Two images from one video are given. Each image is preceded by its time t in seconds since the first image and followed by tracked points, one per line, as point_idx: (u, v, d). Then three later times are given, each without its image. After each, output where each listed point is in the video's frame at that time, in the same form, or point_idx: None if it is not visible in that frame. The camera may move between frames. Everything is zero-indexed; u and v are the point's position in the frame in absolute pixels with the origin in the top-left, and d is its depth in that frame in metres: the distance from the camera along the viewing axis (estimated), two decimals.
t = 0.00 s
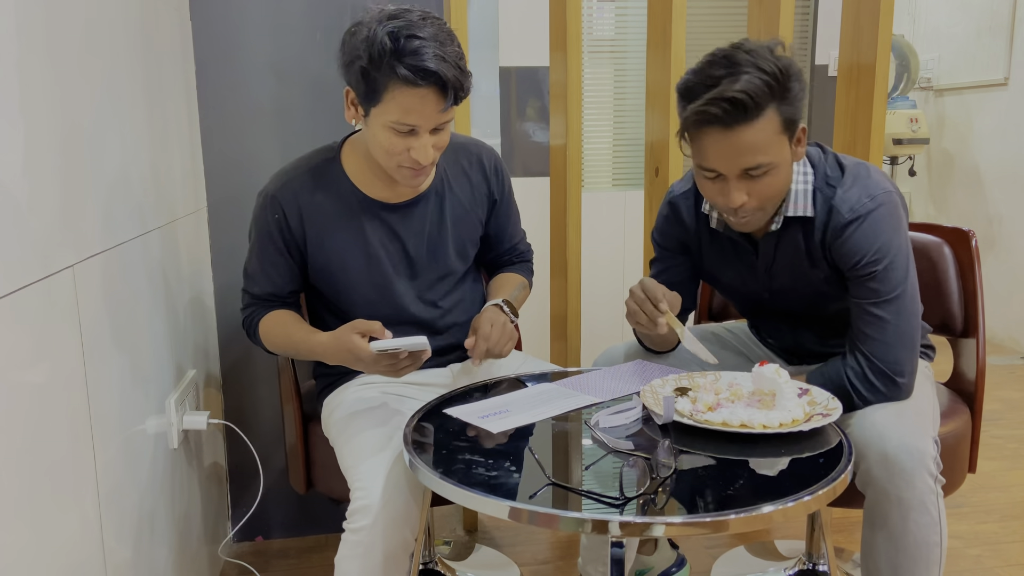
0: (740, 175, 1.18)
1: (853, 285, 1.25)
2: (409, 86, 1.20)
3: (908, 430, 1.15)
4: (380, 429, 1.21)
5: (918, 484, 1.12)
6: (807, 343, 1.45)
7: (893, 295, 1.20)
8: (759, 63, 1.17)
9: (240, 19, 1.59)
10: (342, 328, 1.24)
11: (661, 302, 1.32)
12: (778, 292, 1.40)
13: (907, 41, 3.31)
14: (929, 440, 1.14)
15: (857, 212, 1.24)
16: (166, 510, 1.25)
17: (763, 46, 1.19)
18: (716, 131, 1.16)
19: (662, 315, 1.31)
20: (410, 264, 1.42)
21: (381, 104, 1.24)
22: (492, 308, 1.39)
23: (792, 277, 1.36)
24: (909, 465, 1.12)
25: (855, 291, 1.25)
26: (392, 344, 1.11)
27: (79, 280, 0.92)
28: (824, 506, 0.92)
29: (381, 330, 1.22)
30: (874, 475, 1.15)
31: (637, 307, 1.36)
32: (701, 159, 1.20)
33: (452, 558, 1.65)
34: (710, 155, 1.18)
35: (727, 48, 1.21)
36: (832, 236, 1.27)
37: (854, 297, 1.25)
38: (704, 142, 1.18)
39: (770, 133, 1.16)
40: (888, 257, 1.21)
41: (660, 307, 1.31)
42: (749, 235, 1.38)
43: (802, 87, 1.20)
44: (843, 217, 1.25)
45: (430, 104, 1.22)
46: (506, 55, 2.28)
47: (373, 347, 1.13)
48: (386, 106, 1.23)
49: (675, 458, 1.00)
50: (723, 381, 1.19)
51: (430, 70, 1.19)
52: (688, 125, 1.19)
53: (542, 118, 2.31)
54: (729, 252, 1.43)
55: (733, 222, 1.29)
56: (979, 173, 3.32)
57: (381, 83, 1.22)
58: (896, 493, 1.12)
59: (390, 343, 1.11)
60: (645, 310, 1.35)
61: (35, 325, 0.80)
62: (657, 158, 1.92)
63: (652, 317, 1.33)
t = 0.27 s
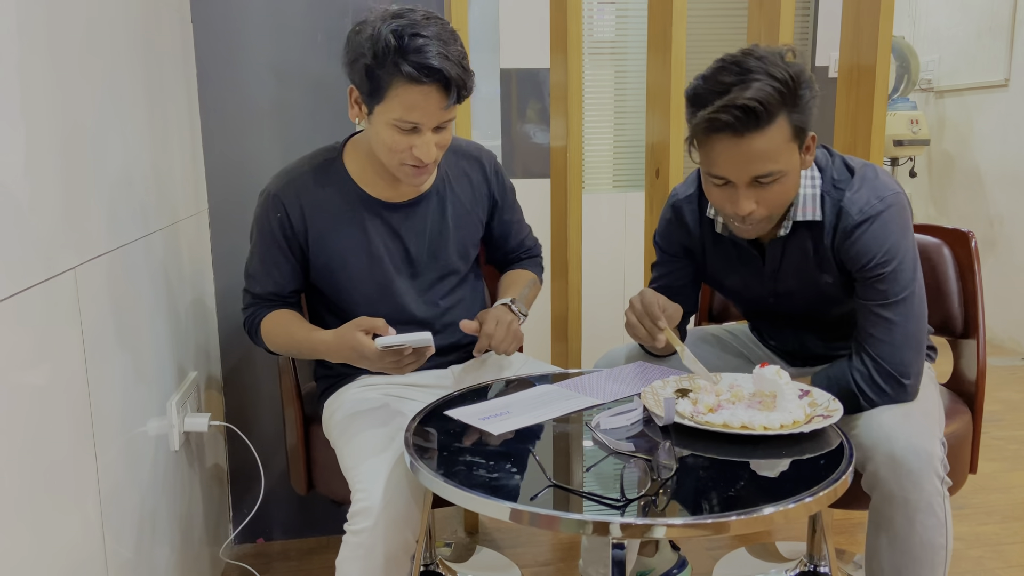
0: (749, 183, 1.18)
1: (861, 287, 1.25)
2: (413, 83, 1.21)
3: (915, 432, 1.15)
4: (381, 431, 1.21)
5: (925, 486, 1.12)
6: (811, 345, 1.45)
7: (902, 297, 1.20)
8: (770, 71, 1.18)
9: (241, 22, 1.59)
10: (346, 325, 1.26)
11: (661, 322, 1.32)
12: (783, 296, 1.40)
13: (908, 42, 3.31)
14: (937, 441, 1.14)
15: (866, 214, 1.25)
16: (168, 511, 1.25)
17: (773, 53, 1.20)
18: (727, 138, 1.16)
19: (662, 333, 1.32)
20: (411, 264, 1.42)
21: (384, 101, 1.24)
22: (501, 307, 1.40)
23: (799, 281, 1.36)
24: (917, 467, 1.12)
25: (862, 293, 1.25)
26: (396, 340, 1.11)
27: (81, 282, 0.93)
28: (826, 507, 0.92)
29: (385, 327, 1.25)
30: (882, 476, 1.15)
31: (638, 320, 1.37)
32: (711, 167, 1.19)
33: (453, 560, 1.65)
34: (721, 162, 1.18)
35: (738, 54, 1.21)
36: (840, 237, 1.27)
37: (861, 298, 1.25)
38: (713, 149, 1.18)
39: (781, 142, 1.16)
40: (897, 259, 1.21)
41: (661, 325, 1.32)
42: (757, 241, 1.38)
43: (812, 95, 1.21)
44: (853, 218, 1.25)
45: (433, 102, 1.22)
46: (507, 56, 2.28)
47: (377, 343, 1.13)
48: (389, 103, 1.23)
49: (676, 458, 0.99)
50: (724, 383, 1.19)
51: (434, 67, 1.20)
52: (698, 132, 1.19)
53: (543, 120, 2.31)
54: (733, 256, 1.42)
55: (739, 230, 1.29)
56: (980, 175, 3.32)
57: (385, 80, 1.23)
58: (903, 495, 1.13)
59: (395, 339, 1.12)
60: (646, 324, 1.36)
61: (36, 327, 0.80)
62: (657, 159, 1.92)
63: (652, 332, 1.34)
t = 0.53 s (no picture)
0: (757, 186, 1.18)
1: (869, 288, 1.25)
2: (430, 73, 1.23)
3: (925, 435, 1.15)
4: (383, 433, 1.21)
5: (935, 488, 1.11)
6: (816, 347, 1.45)
7: (909, 298, 1.21)
8: (780, 73, 1.18)
9: (243, 25, 1.59)
10: (352, 326, 1.25)
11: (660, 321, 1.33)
12: (788, 299, 1.40)
13: (908, 44, 3.32)
14: (946, 444, 1.14)
15: (872, 215, 1.25)
16: (169, 514, 1.25)
17: (780, 56, 1.20)
18: (735, 140, 1.16)
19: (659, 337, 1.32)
20: (414, 264, 1.42)
21: (401, 96, 1.25)
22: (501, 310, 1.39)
23: (805, 284, 1.36)
24: (927, 469, 1.12)
25: (870, 294, 1.25)
26: (403, 341, 1.11)
27: (83, 284, 0.93)
28: (827, 509, 0.92)
29: (390, 327, 1.24)
30: (891, 478, 1.14)
31: (638, 324, 1.37)
32: (719, 169, 1.19)
33: (454, 562, 1.65)
34: (728, 165, 1.18)
35: (747, 56, 1.21)
36: (848, 239, 1.27)
37: (869, 300, 1.25)
38: (721, 151, 1.17)
39: (790, 145, 1.16)
40: (905, 260, 1.21)
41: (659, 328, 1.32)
42: (762, 244, 1.38)
43: (821, 97, 1.21)
44: (860, 220, 1.26)
45: (450, 91, 1.25)
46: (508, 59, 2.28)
47: (384, 344, 1.13)
48: (406, 98, 1.25)
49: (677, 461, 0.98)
50: (726, 386, 1.19)
51: (452, 55, 1.22)
52: (706, 135, 1.19)
53: (544, 122, 2.31)
54: (739, 259, 1.43)
55: (747, 232, 1.28)
56: (981, 176, 3.32)
57: (402, 75, 1.24)
58: (913, 497, 1.12)
59: (402, 340, 1.12)
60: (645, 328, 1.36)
61: (39, 329, 0.80)
62: (659, 161, 1.92)
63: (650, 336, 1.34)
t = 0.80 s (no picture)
0: (765, 191, 1.18)
1: (875, 291, 1.25)
2: (442, 73, 1.24)
3: (932, 437, 1.15)
4: (384, 435, 1.21)
5: (942, 491, 1.11)
6: (818, 349, 1.46)
7: (915, 301, 1.21)
8: (787, 79, 1.18)
9: (245, 29, 1.60)
10: (366, 325, 1.26)
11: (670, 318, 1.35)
12: (792, 302, 1.40)
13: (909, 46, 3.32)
14: (953, 446, 1.14)
15: (878, 218, 1.25)
16: (172, 516, 1.25)
17: (786, 61, 1.20)
18: (744, 146, 1.15)
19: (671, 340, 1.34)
20: (419, 266, 1.42)
21: (412, 93, 1.26)
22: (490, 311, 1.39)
23: (810, 287, 1.36)
24: (935, 472, 1.11)
25: (876, 297, 1.25)
26: (419, 343, 1.12)
27: (86, 288, 0.93)
28: (828, 512, 0.92)
29: (404, 327, 1.24)
30: (897, 480, 1.14)
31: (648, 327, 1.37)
32: (727, 175, 1.19)
33: (456, 564, 1.65)
34: (737, 171, 1.17)
35: (753, 61, 1.21)
36: (854, 241, 1.28)
37: (875, 302, 1.25)
38: (729, 157, 1.17)
39: (798, 151, 1.16)
40: (911, 263, 1.22)
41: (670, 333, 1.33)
42: (767, 248, 1.38)
43: (828, 101, 1.21)
44: (866, 222, 1.26)
45: (462, 91, 1.25)
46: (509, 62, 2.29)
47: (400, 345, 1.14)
48: (418, 95, 1.26)
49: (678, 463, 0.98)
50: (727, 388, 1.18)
51: (464, 54, 1.23)
52: (714, 141, 1.19)
53: (545, 125, 2.31)
54: (742, 262, 1.42)
55: (754, 236, 1.28)
56: (982, 178, 3.32)
57: (415, 72, 1.25)
58: (919, 499, 1.12)
59: (418, 341, 1.12)
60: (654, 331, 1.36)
61: (42, 333, 0.81)
62: (659, 163, 1.92)
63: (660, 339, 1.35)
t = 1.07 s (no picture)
0: (773, 197, 1.18)
1: (877, 294, 1.25)
2: (425, 96, 1.23)
3: (935, 440, 1.15)
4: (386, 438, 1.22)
5: (945, 493, 1.11)
6: (822, 352, 1.45)
7: (917, 303, 1.21)
8: (817, 87, 1.16)
9: (247, 32, 1.60)
10: (377, 324, 1.26)
11: (671, 317, 1.34)
12: (795, 304, 1.40)
13: (911, 48, 3.32)
14: (956, 449, 1.14)
15: (879, 221, 1.25)
16: (174, 519, 1.25)
17: (819, 69, 1.18)
18: (762, 150, 1.15)
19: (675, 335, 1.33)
20: (424, 269, 1.42)
21: (400, 110, 1.27)
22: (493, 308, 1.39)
23: (813, 289, 1.36)
24: (938, 474, 1.11)
25: (878, 300, 1.25)
26: (432, 340, 1.13)
27: (88, 292, 0.93)
28: (830, 515, 0.92)
29: (416, 326, 1.24)
30: (900, 482, 1.14)
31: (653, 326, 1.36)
32: (740, 174, 1.19)
33: (458, 567, 1.65)
34: (750, 173, 1.17)
35: (789, 62, 1.18)
36: (856, 244, 1.28)
37: (877, 305, 1.25)
38: (746, 157, 1.16)
39: (815, 162, 1.16)
40: (913, 265, 1.22)
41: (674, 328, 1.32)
42: (769, 250, 1.38)
43: (850, 115, 1.20)
44: (867, 225, 1.26)
45: (445, 115, 1.25)
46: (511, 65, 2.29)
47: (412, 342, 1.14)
48: (404, 112, 1.26)
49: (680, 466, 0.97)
50: (728, 391, 1.18)
51: (447, 82, 1.22)
52: (733, 138, 1.17)
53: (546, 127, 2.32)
54: (744, 264, 1.42)
55: (747, 237, 1.30)
56: (984, 180, 3.32)
57: (401, 91, 1.25)
58: (922, 502, 1.12)
59: (430, 339, 1.13)
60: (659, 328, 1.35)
61: (45, 337, 0.81)
62: (661, 166, 1.92)
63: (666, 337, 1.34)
